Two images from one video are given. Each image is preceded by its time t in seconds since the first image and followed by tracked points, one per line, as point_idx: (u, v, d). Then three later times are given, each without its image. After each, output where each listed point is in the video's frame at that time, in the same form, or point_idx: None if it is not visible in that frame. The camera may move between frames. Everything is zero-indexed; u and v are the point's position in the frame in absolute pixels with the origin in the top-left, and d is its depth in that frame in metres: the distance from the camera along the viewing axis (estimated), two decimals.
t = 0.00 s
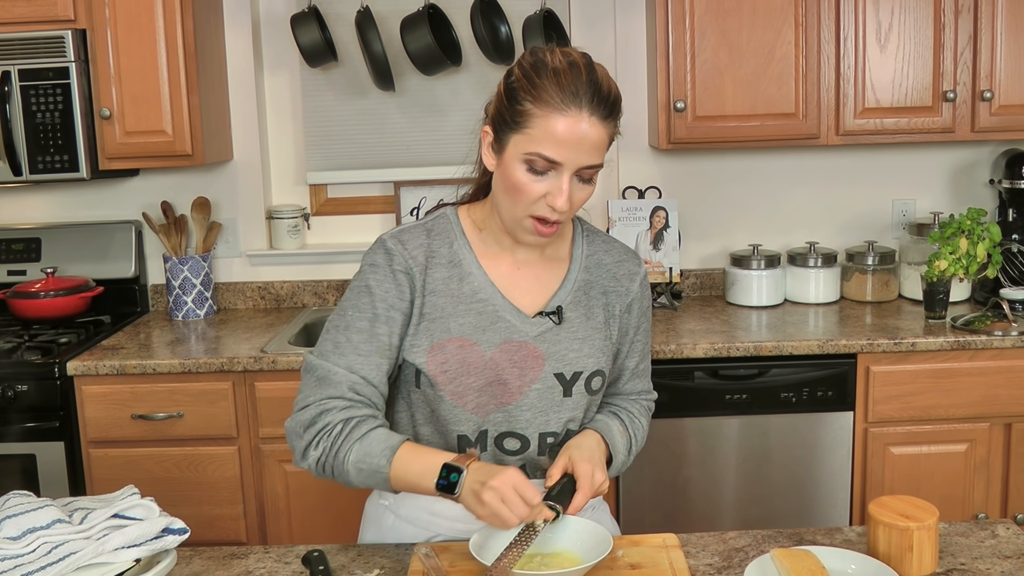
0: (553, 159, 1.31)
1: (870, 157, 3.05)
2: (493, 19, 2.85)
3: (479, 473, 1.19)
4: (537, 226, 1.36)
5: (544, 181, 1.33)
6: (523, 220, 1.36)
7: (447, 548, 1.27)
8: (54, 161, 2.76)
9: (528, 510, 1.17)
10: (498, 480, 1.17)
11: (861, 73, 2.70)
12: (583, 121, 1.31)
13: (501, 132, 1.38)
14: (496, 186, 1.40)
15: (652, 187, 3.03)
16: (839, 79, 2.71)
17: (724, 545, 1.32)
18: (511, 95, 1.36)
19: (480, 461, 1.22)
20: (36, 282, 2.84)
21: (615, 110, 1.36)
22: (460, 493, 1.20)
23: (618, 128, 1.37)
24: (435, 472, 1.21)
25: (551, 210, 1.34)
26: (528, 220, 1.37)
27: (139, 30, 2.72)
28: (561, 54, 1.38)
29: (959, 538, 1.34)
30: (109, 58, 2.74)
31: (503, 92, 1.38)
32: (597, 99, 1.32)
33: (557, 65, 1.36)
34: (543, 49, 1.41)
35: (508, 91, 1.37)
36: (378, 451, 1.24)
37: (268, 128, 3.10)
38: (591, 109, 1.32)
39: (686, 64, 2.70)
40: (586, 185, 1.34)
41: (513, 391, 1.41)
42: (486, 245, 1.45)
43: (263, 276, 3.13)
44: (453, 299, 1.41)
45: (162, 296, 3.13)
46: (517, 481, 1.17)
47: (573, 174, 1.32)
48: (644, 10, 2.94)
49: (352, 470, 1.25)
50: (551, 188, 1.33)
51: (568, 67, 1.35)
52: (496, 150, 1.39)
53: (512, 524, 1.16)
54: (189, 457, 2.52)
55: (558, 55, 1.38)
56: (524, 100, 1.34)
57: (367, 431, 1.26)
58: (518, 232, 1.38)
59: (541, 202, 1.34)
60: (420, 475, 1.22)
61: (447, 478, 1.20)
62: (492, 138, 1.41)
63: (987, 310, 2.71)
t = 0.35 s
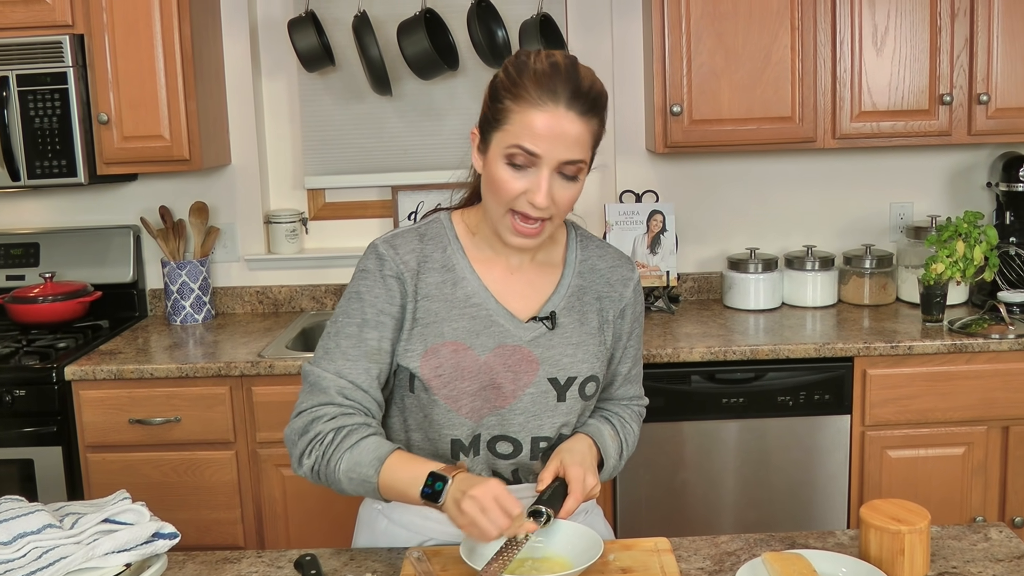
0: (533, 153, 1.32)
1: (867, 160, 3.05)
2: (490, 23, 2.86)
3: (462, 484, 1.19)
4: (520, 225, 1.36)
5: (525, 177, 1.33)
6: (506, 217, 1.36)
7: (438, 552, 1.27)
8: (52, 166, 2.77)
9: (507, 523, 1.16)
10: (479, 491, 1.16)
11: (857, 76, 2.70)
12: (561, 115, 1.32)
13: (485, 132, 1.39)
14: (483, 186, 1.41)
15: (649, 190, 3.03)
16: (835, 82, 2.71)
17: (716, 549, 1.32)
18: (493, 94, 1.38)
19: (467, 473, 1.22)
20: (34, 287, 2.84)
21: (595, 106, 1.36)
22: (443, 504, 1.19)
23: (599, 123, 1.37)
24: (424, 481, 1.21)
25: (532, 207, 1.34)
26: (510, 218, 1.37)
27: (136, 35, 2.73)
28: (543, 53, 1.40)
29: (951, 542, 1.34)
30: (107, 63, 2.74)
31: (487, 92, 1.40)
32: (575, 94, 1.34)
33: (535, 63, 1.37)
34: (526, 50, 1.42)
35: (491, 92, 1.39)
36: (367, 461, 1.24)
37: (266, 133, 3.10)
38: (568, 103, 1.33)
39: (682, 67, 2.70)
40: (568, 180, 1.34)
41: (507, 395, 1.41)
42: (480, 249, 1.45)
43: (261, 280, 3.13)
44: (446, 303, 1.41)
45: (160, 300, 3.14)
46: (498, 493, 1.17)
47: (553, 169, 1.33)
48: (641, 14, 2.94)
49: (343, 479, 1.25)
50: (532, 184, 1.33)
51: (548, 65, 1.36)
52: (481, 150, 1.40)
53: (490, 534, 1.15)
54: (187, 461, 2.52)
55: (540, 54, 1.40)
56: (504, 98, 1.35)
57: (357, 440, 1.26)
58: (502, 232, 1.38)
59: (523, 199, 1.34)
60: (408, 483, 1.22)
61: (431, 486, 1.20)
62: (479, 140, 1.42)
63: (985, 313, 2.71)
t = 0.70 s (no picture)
0: (479, 153, 1.33)
1: (865, 165, 3.06)
2: (487, 27, 2.87)
3: (460, 482, 1.19)
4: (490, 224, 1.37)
5: (479, 177, 1.34)
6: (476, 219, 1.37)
7: (431, 556, 1.26)
8: (51, 169, 2.77)
9: (507, 516, 1.15)
10: (478, 486, 1.17)
11: (855, 81, 2.70)
12: (500, 111, 1.33)
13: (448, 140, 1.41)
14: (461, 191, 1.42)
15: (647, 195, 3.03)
16: (833, 87, 2.71)
17: (708, 554, 1.32)
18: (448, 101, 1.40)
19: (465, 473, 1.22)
20: (33, 290, 2.84)
21: (539, 95, 1.36)
22: (441, 501, 1.19)
23: (547, 109, 1.36)
24: (420, 480, 1.21)
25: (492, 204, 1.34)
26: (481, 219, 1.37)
27: (136, 39, 2.73)
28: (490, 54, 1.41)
29: (944, 547, 1.34)
30: (106, 66, 2.75)
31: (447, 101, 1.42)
32: (513, 86, 1.34)
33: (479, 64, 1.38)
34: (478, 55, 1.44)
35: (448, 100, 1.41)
36: (364, 460, 1.25)
37: (265, 137, 3.11)
38: (505, 97, 1.33)
39: (680, 72, 2.70)
40: (523, 173, 1.34)
41: (500, 401, 1.41)
42: (474, 254, 1.45)
43: (259, 284, 3.13)
44: (441, 309, 1.41)
45: (158, 303, 3.14)
46: (497, 488, 1.17)
47: (502, 165, 1.33)
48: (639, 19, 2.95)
49: (339, 478, 1.26)
50: (486, 182, 1.33)
51: (488, 64, 1.37)
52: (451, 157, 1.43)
53: (489, 526, 1.14)
54: (184, 464, 2.52)
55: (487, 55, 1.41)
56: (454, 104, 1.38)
57: (354, 440, 1.27)
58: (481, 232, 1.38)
59: (483, 198, 1.34)
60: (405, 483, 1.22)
61: (430, 483, 1.20)
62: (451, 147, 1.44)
63: (983, 318, 2.71)
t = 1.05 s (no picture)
0: (517, 172, 1.33)
1: (869, 169, 3.05)
2: (491, 30, 2.86)
3: (449, 492, 1.20)
4: (512, 238, 1.36)
5: (513, 195, 1.34)
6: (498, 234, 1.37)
7: (429, 558, 1.26)
8: (55, 170, 2.78)
9: (495, 525, 1.15)
10: (465, 497, 1.17)
11: (857, 84, 2.70)
12: (543, 131, 1.32)
13: (469, 150, 1.40)
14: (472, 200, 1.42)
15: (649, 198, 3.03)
16: (836, 90, 2.71)
17: (707, 558, 1.32)
18: (473, 111, 1.38)
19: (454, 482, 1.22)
20: (36, 291, 2.85)
21: (576, 113, 1.36)
22: (429, 511, 1.20)
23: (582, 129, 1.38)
24: (408, 489, 1.21)
25: (523, 222, 1.34)
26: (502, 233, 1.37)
27: (140, 41, 2.74)
28: (519, 65, 1.39)
29: (944, 552, 1.33)
30: (110, 68, 2.76)
31: (467, 109, 1.40)
32: (556, 105, 1.34)
33: (514, 77, 1.37)
34: (500, 62, 1.42)
35: (471, 108, 1.39)
36: (353, 466, 1.25)
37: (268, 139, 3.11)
38: (549, 117, 1.33)
39: (682, 75, 2.70)
40: (556, 193, 1.35)
41: (498, 403, 1.41)
42: (471, 257, 1.45)
43: (262, 285, 3.14)
44: (437, 312, 1.41)
45: (161, 304, 3.14)
46: (484, 497, 1.17)
47: (540, 184, 1.33)
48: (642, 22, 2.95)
49: (330, 484, 1.26)
50: (519, 200, 1.34)
51: (523, 79, 1.36)
52: (468, 167, 1.41)
53: (476, 536, 1.15)
54: (186, 465, 2.52)
55: (516, 65, 1.39)
56: (484, 116, 1.36)
57: (344, 446, 1.27)
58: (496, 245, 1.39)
59: (512, 215, 1.34)
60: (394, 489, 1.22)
61: (418, 493, 1.20)
62: (465, 155, 1.43)
63: (986, 323, 2.70)
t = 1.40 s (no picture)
0: (525, 172, 1.32)
1: (869, 171, 3.05)
2: (492, 33, 2.87)
3: (444, 502, 1.20)
4: (512, 243, 1.37)
5: (518, 195, 1.34)
6: (500, 234, 1.37)
7: (426, 560, 1.27)
8: (56, 173, 2.78)
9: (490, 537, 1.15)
10: (461, 507, 1.17)
11: (858, 86, 2.70)
12: (554, 132, 1.33)
13: (474, 149, 1.39)
14: (474, 201, 1.41)
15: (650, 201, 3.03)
16: (836, 92, 2.71)
17: (704, 560, 1.32)
18: (482, 110, 1.38)
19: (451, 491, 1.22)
20: (38, 293, 2.85)
21: (586, 117, 1.37)
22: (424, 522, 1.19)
23: (590, 133, 1.38)
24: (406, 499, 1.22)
25: (527, 223, 1.34)
26: (504, 234, 1.37)
27: (141, 43, 2.75)
28: (530, 67, 1.40)
29: (941, 554, 1.33)
30: (111, 71, 2.76)
31: (475, 108, 1.40)
32: (567, 106, 1.34)
33: (524, 78, 1.37)
34: (510, 63, 1.42)
35: (479, 107, 1.39)
36: (353, 475, 1.25)
37: (269, 141, 3.12)
38: (558, 117, 1.33)
39: (683, 78, 2.70)
40: (561, 195, 1.35)
41: (496, 406, 1.41)
42: (468, 260, 1.45)
43: (263, 288, 3.14)
44: (435, 315, 1.41)
45: (163, 307, 3.15)
46: (478, 508, 1.17)
47: (547, 185, 1.33)
48: (643, 24, 2.95)
49: (329, 491, 1.26)
50: (525, 201, 1.33)
51: (535, 80, 1.37)
52: (472, 167, 1.41)
53: (469, 547, 1.14)
54: (186, 468, 2.52)
55: (527, 68, 1.40)
56: (494, 115, 1.36)
57: (344, 454, 1.27)
58: (497, 247, 1.38)
59: (517, 216, 1.34)
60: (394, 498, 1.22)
61: (414, 505, 1.20)
62: (468, 155, 1.42)
63: (986, 325, 2.69)
